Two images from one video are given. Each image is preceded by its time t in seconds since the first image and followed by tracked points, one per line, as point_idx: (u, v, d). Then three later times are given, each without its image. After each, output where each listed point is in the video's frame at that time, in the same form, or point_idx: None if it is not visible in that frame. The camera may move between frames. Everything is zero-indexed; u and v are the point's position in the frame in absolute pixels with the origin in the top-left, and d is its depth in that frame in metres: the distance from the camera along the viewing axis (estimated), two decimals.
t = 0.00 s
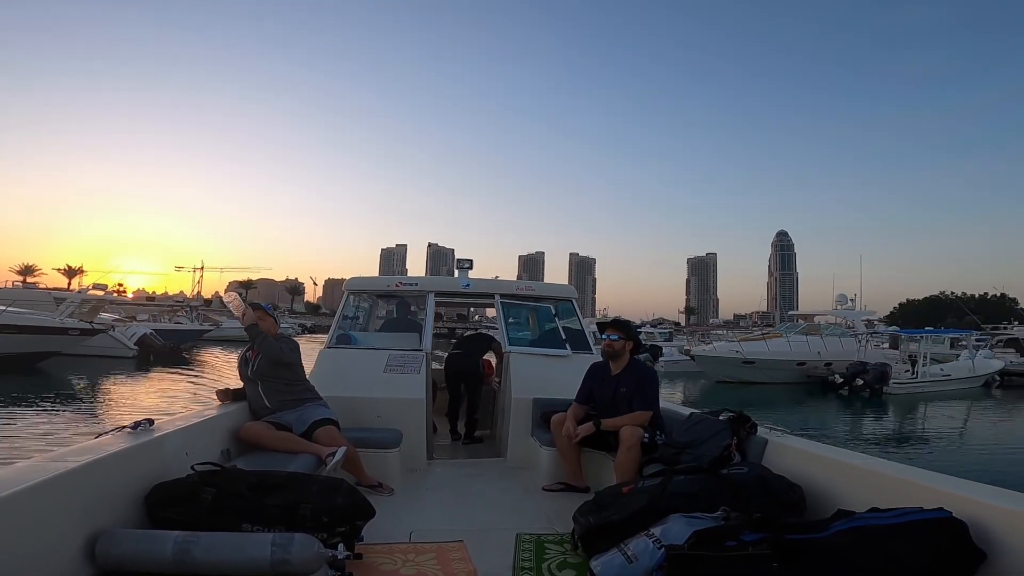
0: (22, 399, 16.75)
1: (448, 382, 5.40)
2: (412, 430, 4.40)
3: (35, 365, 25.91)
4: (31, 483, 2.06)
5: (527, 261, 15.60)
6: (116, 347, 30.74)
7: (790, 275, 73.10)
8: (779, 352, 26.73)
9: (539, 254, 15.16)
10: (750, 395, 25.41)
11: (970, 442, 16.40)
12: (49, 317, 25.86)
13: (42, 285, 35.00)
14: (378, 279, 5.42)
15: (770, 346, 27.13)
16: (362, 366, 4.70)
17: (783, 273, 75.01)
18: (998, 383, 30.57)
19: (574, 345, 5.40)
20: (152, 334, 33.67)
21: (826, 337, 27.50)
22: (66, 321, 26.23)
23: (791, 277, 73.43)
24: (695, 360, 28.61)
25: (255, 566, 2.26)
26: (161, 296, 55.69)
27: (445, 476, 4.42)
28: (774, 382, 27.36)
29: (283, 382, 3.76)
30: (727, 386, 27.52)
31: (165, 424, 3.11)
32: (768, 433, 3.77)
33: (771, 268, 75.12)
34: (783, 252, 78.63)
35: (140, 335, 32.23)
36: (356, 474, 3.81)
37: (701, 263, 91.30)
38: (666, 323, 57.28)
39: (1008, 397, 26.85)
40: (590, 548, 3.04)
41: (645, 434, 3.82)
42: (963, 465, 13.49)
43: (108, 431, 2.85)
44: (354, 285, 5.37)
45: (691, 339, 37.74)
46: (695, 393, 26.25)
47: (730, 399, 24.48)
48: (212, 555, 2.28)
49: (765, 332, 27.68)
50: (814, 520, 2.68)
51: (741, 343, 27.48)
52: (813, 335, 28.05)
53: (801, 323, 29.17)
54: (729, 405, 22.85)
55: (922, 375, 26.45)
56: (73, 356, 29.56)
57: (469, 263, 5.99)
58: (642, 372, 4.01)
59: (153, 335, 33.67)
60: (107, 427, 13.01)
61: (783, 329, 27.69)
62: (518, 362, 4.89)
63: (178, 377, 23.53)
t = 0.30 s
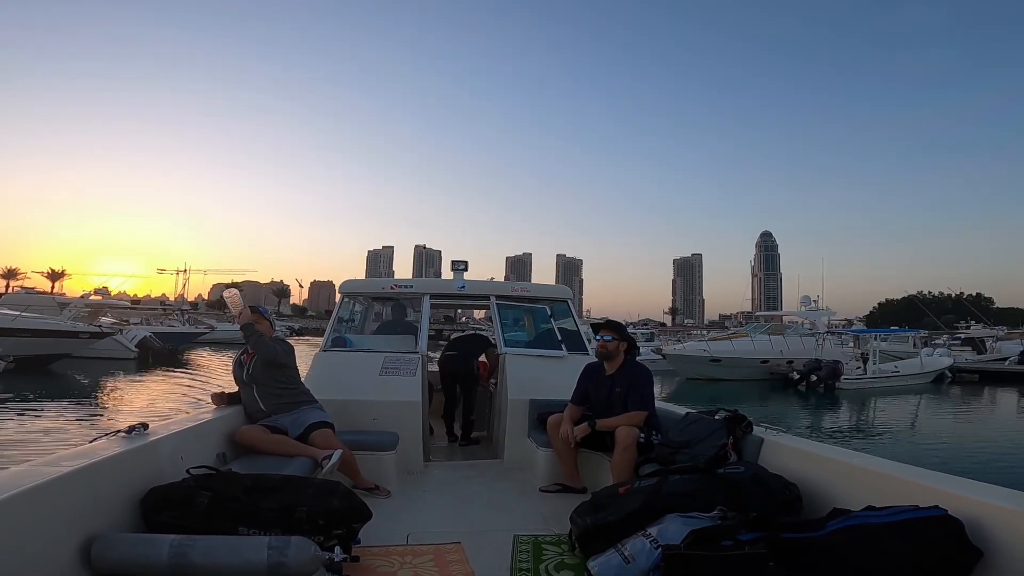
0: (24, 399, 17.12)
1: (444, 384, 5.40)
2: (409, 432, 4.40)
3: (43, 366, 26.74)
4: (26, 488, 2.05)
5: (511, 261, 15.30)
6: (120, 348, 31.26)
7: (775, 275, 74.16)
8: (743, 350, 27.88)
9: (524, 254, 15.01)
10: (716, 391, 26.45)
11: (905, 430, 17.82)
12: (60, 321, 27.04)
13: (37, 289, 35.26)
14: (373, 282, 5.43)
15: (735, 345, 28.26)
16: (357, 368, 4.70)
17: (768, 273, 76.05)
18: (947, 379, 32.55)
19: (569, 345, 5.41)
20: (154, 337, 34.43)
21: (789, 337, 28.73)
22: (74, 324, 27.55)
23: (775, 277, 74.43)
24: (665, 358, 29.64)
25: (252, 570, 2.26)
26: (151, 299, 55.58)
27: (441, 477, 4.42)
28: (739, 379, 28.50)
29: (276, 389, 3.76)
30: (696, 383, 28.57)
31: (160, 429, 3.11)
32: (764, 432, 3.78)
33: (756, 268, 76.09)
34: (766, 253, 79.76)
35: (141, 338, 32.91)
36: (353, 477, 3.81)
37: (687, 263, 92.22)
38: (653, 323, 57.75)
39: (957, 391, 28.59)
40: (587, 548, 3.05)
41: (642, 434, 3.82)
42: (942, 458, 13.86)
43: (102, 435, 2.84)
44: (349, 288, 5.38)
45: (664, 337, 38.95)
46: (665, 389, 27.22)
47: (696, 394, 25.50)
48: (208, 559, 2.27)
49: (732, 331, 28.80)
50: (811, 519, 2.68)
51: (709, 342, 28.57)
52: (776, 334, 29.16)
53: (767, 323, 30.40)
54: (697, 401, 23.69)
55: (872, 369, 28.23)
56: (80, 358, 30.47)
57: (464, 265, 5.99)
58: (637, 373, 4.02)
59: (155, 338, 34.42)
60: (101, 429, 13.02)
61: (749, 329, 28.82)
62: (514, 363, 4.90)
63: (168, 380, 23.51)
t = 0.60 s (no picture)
0: (32, 400, 17.48)
1: (445, 384, 5.41)
2: (408, 432, 4.40)
3: (56, 363, 27.64)
4: (27, 490, 2.05)
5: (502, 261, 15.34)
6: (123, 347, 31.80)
7: (761, 275, 74.93)
8: (715, 350, 28.82)
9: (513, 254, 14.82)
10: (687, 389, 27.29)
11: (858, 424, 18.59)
12: (74, 321, 28.01)
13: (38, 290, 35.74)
14: (373, 283, 5.42)
15: (707, 345, 29.22)
16: (356, 369, 4.70)
17: (755, 274, 76.80)
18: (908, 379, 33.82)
19: (569, 345, 5.42)
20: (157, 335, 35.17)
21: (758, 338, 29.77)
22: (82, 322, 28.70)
23: (763, 278, 75.15)
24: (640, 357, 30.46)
25: (252, 571, 2.26)
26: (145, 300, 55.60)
27: (441, 478, 4.42)
28: (711, 377, 29.43)
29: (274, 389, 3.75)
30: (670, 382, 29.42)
31: (159, 431, 3.10)
32: (764, 431, 3.79)
33: (743, 269, 76.75)
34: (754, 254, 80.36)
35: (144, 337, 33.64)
36: (353, 477, 3.81)
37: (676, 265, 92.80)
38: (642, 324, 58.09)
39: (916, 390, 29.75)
40: (587, 548, 3.04)
41: (641, 433, 3.83)
42: (916, 454, 14.20)
43: (102, 437, 2.84)
44: (348, 289, 5.38)
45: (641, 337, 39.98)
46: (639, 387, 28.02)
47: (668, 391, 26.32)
48: (209, 560, 2.28)
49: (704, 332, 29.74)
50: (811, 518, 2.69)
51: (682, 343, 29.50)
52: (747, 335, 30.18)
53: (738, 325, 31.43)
54: (667, 397, 24.48)
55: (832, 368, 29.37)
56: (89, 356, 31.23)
57: (463, 265, 5.98)
58: (637, 373, 4.02)
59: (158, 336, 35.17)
60: (99, 430, 13.10)
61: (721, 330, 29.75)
62: (514, 364, 4.90)
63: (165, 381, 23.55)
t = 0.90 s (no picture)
0: (36, 399, 17.69)
1: (445, 385, 5.41)
2: (409, 433, 4.40)
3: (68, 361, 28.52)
4: (27, 492, 2.05)
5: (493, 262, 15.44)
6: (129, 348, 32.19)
7: (751, 276, 75.62)
8: (691, 349, 29.64)
9: (505, 255, 14.84)
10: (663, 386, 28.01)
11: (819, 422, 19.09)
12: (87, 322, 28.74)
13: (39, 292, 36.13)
14: (373, 284, 5.42)
15: (682, 344, 30.03)
16: (358, 370, 4.70)
17: (744, 275, 77.54)
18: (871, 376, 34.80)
19: (569, 346, 5.42)
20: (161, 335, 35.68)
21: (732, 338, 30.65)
22: (89, 323, 29.56)
23: (751, 279, 75.93)
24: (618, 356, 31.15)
25: (253, 571, 2.26)
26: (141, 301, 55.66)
27: (442, 479, 4.42)
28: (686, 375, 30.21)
29: (273, 392, 3.74)
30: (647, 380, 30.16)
31: (161, 431, 3.10)
32: (765, 432, 3.78)
33: (732, 270, 77.42)
34: (743, 255, 80.88)
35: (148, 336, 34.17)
36: (354, 478, 3.81)
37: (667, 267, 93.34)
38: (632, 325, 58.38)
39: (878, 387, 30.83)
40: (589, 549, 3.04)
41: (641, 434, 3.82)
42: (892, 450, 14.45)
43: (103, 439, 2.84)
44: (349, 290, 5.38)
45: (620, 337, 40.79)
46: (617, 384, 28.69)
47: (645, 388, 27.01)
48: (211, 560, 2.27)
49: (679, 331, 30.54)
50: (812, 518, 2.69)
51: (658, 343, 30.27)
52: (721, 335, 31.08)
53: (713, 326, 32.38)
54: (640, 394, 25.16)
55: (797, 367, 30.03)
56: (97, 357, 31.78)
57: (463, 266, 5.98)
58: (637, 374, 4.02)
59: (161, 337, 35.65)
60: (97, 430, 13.16)
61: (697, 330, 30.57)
62: (514, 364, 4.90)
63: (164, 381, 23.68)
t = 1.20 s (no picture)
0: (33, 399, 17.77)
1: (448, 384, 5.41)
2: (411, 432, 4.40)
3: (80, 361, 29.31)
4: (32, 491, 2.06)
5: (483, 259, 15.51)
6: (132, 348, 32.58)
7: (738, 272, 76.11)
8: (667, 344, 30.33)
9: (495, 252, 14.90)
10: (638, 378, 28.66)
11: (787, 412, 19.43)
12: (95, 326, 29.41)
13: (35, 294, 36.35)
14: (375, 282, 5.41)
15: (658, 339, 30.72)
16: (359, 369, 4.70)
17: (732, 271, 78.02)
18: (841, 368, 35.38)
19: (571, 344, 5.42)
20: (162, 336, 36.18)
21: (707, 333, 31.35)
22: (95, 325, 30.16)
23: (739, 275, 76.44)
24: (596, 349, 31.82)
25: (256, 571, 2.26)
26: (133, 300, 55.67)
27: (444, 478, 4.42)
28: (663, 369, 30.86)
29: (277, 392, 3.76)
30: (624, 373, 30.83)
31: (164, 431, 3.10)
32: (767, 430, 3.78)
33: (721, 266, 77.82)
34: (732, 252, 81.31)
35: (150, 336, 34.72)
36: (356, 478, 3.81)
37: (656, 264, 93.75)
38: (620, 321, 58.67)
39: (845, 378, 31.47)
40: (590, 547, 3.05)
41: (643, 432, 3.82)
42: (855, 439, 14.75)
43: (106, 439, 2.84)
44: (350, 289, 5.38)
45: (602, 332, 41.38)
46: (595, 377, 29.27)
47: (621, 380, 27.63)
48: (214, 560, 2.28)
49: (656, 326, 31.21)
50: (814, 517, 2.69)
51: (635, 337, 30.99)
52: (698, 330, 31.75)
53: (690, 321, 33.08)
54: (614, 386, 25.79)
55: (766, 360, 30.53)
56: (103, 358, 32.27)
57: (464, 264, 5.98)
58: (639, 372, 4.02)
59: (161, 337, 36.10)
60: (95, 429, 13.23)
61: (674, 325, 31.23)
62: (515, 363, 4.90)
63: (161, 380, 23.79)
